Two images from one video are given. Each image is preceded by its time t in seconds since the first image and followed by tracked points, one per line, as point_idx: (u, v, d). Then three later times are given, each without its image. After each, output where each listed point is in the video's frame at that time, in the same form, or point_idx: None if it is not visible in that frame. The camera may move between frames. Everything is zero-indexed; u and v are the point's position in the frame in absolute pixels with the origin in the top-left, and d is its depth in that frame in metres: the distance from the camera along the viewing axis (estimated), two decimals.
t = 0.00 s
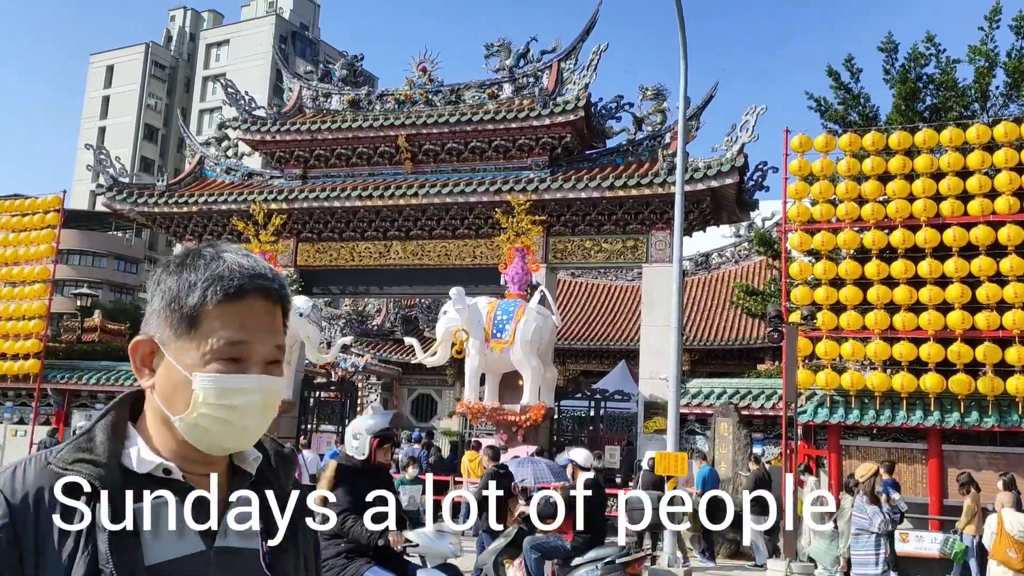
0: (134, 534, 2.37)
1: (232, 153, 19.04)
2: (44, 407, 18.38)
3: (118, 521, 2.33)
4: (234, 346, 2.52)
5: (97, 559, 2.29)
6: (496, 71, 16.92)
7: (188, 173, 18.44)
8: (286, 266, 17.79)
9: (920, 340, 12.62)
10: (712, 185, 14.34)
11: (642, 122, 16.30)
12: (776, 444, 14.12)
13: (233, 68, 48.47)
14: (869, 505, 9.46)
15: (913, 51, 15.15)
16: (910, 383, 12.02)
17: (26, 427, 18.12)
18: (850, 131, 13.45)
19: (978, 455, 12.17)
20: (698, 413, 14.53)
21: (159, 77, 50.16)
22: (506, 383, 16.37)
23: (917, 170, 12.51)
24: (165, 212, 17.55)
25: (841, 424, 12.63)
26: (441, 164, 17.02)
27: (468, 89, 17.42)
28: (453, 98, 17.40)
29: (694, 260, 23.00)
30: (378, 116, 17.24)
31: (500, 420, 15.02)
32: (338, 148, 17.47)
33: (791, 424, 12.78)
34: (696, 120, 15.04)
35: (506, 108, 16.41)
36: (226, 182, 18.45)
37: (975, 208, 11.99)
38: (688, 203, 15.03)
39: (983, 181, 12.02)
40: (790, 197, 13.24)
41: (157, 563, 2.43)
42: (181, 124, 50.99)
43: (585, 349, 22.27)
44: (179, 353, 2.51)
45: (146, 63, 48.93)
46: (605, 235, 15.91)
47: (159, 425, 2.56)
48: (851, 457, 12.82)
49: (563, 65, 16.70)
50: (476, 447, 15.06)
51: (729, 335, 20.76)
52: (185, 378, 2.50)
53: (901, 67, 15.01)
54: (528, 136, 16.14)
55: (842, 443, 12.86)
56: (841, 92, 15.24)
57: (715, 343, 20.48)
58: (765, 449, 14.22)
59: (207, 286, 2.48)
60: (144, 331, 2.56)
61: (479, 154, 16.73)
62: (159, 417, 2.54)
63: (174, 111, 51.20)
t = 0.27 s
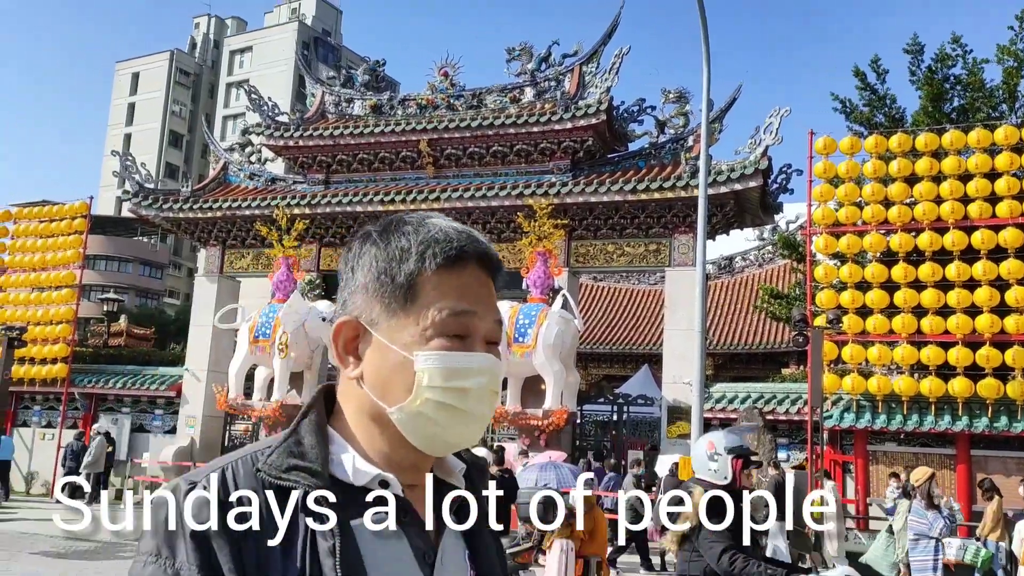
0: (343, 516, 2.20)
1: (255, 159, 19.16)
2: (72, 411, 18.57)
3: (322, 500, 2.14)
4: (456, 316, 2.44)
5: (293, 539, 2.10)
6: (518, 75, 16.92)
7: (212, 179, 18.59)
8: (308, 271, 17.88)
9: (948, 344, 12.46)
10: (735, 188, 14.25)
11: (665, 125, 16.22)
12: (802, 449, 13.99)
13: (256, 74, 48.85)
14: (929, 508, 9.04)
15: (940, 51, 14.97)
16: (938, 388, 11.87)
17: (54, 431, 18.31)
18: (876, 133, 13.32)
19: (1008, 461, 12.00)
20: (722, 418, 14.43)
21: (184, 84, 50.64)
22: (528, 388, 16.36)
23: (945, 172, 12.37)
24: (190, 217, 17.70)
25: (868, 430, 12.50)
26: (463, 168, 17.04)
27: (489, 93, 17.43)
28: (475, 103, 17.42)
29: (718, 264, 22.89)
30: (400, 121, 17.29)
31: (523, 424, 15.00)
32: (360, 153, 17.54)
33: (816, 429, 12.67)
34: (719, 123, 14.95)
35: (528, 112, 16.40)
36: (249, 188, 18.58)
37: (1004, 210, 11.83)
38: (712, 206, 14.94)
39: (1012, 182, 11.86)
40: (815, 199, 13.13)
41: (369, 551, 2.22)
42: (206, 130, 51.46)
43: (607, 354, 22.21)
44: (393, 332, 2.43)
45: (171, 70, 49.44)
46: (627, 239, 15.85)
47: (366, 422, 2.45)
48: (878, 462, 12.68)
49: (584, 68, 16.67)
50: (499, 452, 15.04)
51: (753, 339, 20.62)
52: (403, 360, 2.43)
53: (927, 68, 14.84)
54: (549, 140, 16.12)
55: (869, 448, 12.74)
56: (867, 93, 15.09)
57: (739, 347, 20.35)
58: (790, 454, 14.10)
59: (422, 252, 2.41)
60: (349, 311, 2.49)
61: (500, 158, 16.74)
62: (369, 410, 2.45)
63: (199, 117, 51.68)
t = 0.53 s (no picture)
0: (686, 539, 1.93)
1: (275, 161, 19.28)
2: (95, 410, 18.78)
3: (665, 516, 1.92)
4: (788, 305, 2.10)
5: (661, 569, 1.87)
6: (536, 76, 16.94)
7: (233, 180, 18.73)
8: (328, 272, 17.98)
9: (971, 345, 12.34)
10: (755, 188, 14.18)
11: (683, 125, 16.19)
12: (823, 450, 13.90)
13: (275, 77, 49.17)
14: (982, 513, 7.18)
15: (962, 50, 14.86)
16: (962, 389, 11.75)
17: (77, 431, 18.50)
18: (897, 132, 13.23)
19: None
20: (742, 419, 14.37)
21: (204, 87, 51.03)
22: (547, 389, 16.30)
23: (967, 171, 12.27)
24: (211, 219, 17.83)
25: (890, 431, 12.40)
26: (481, 169, 17.07)
27: (507, 94, 17.46)
28: (493, 104, 17.47)
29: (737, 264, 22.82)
30: (418, 122, 17.36)
31: (541, 425, 15.01)
32: (379, 154, 17.62)
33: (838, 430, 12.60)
34: (738, 122, 14.90)
35: (546, 113, 16.41)
36: (269, 189, 18.71)
37: None
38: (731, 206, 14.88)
39: None
40: (836, 199, 13.05)
41: (738, 570, 1.92)
42: (226, 132, 51.85)
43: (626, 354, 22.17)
44: (710, 332, 2.06)
45: (192, 73, 49.85)
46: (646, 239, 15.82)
47: (678, 445, 2.09)
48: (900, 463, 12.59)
49: (603, 68, 16.67)
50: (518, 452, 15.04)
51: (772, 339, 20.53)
52: (729, 363, 2.07)
53: (949, 67, 14.73)
54: (567, 141, 16.13)
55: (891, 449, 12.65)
56: (888, 92, 14.99)
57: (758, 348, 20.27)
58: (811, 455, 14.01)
59: (735, 230, 2.09)
60: (644, 311, 2.14)
61: (519, 159, 16.76)
62: (687, 426, 2.07)
63: (219, 120, 52.07)
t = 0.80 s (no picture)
0: None
1: (296, 160, 19.38)
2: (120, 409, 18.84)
3: None
4: None
5: None
6: (555, 75, 16.92)
7: (254, 180, 18.84)
8: (348, 271, 18.05)
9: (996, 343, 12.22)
10: (776, 186, 14.09)
11: (703, 123, 16.11)
12: (846, 449, 13.79)
13: (296, 77, 49.40)
14: None
15: (987, 45, 14.68)
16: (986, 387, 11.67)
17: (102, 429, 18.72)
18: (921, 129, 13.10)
19: None
20: (763, 418, 14.28)
21: (226, 88, 51.37)
22: (566, 386, 16.06)
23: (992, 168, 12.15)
24: (232, 219, 17.96)
25: (914, 430, 12.31)
26: (501, 168, 17.08)
27: (527, 93, 17.45)
28: (512, 103, 17.46)
29: (759, 262, 22.70)
30: (437, 121, 17.38)
31: (561, 424, 14.99)
32: (399, 154, 17.67)
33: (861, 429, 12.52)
34: (759, 120, 14.81)
35: (566, 111, 16.39)
36: (290, 189, 18.80)
37: None
38: (752, 204, 14.80)
39: None
40: (858, 197, 12.93)
41: None
42: (247, 132, 52.19)
43: (646, 353, 22.12)
44: None
45: (213, 74, 50.21)
46: (666, 237, 15.76)
47: None
48: (924, 463, 12.49)
49: (622, 67, 16.62)
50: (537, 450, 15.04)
51: (794, 338, 20.42)
52: None
53: (974, 62, 14.56)
54: (587, 139, 16.10)
55: (914, 448, 12.56)
56: (911, 88, 14.84)
57: (780, 347, 20.15)
58: (834, 455, 13.91)
59: None
60: None
61: (538, 158, 16.76)
62: None
63: (240, 120, 52.42)
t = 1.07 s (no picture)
0: None
1: (315, 159, 19.45)
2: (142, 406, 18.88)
3: None
4: None
5: None
6: (574, 71, 16.89)
7: (273, 179, 18.93)
8: (367, 269, 18.09)
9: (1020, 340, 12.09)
10: (796, 182, 13.98)
11: (723, 119, 16.02)
12: (867, 448, 13.66)
13: (314, 75, 49.60)
14: None
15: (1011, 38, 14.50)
16: (1009, 385, 11.58)
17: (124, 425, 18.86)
18: (944, 124, 12.96)
19: None
20: (783, 416, 14.17)
21: (245, 86, 51.65)
22: (585, 384, 16.08)
23: (1016, 163, 12.02)
24: (252, 217, 18.04)
25: (936, 428, 12.20)
26: (519, 166, 17.06)
27: (545, 90, 17.43)
28: (531, 100, 17.43)
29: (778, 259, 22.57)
30: (456, 119, 17.38)
31: (580, 421, 14.96)
32: (417, 151, 17.70)
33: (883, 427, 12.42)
34: (779, 116, 14.70)
35: (584, 108, 16.35)
36: (309, 187, 18.88)
37: None
38: (772, 201, 14.69)
39: None
40: (880, 192, 12.80)
41: None
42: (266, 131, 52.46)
43: (664, 350, 22.04)
44: None
45: (233, 73, 50.49)
46: (685, 234, 15.68)
47: None
48: (946, 462, 12.35)
49: (641, 63, 16.55)
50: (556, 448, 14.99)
51: (814, 335, 20.28)
52: None
53: (998, 56, 14.38)
54: (605, 136, 16.06)
55: (937, 447, 12.43)
56: (934, 83, 14.69)
57: (800, 344, 20.03)
58: (855, 453, 13.78)
59: None
60: None
61: (556, 155, 16.72)
62: None
63: (259, 118, 52.71)
